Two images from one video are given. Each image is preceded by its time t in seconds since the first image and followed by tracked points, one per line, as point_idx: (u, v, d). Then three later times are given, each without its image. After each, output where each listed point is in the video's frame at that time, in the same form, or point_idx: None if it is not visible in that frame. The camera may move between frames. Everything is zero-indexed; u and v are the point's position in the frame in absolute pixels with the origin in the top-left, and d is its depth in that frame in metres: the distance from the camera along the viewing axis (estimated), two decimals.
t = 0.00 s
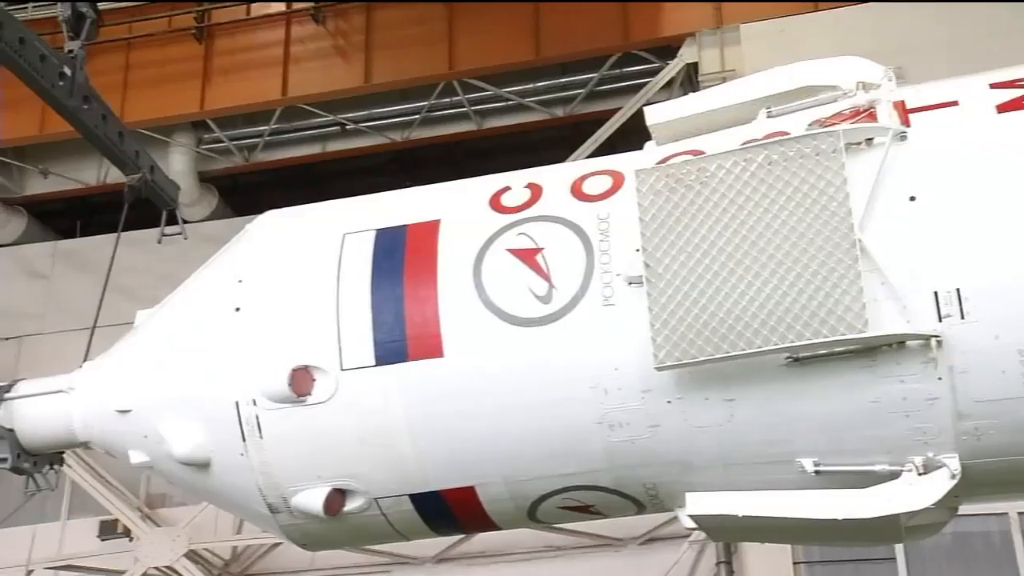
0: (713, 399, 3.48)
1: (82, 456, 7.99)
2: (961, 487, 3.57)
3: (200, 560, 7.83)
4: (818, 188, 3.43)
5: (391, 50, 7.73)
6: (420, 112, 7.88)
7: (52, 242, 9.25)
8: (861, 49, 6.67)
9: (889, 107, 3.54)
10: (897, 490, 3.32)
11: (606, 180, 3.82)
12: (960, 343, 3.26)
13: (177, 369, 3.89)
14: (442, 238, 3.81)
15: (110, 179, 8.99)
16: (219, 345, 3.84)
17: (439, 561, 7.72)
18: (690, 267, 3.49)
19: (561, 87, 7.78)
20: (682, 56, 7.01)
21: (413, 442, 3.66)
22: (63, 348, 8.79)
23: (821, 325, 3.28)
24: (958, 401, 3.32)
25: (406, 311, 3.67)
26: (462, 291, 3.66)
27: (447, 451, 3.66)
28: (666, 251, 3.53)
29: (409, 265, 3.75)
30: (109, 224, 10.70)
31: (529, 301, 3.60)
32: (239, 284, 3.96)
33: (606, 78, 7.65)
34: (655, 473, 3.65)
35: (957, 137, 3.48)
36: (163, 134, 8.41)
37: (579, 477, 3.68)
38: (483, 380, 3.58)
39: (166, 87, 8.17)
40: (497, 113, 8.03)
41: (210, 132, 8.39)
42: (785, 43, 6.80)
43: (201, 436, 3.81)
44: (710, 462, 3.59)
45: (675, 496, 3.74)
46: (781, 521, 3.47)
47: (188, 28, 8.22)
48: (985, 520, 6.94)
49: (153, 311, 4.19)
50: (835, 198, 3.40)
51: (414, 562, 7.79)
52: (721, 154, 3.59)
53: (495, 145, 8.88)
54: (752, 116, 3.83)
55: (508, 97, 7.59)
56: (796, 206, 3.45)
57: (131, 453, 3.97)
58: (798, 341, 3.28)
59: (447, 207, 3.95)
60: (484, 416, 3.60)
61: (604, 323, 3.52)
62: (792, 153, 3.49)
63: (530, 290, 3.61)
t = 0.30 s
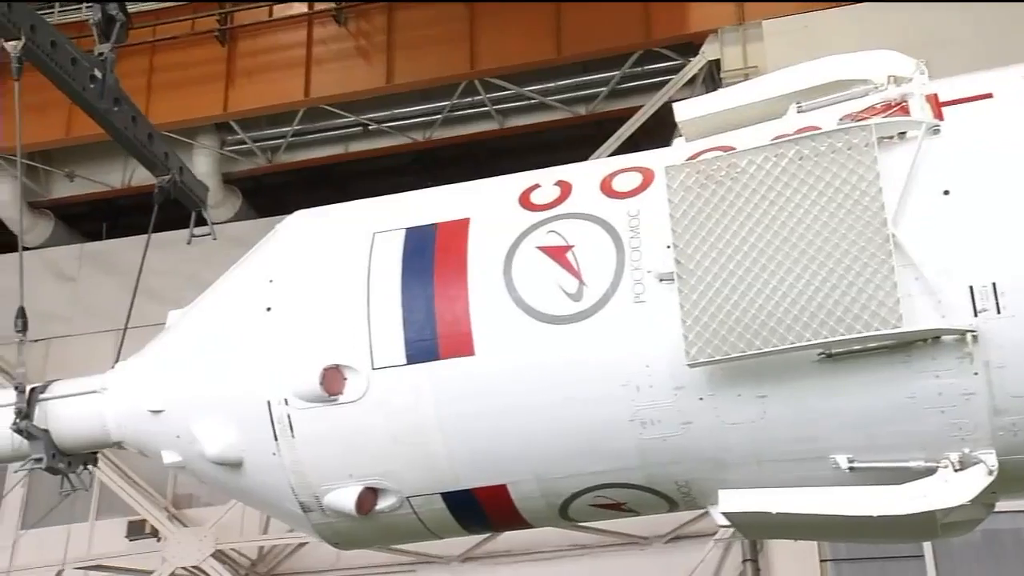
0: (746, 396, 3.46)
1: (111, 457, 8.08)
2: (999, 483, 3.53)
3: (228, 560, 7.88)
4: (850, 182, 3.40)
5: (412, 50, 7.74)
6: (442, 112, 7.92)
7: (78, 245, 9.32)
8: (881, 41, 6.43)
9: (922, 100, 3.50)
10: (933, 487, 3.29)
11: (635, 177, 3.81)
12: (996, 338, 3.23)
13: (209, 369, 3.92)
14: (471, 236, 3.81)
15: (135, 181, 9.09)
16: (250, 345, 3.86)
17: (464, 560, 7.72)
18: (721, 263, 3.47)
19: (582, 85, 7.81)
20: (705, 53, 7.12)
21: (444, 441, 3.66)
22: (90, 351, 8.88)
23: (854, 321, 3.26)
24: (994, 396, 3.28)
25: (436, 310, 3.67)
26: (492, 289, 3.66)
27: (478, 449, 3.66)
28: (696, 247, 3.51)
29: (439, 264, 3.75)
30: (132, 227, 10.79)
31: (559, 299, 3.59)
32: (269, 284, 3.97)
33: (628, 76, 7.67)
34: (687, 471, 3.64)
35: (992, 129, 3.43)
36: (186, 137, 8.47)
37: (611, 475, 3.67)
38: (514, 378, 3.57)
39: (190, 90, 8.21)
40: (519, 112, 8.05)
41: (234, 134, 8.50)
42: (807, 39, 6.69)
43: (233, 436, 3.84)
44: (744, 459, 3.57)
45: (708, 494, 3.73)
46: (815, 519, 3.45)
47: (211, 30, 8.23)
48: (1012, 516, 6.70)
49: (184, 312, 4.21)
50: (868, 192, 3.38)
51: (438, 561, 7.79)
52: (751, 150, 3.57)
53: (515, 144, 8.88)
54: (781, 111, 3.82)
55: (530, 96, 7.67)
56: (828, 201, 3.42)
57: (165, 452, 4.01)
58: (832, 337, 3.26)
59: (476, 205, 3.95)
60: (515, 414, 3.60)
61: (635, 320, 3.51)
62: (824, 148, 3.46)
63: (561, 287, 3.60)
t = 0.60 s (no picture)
0: (779, 392, 3.44)
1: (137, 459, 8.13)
2: None
3: (253, 560, 7.92)
4: (883, 176, 3.37)
5: (433, 50, 7.74)
6: (464, 112, 7.94)
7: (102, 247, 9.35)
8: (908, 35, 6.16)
9: (955, 94, 3.47)
10: (970, 483, 3.26)
11: (665, 173, 3.79)
12: None
13: (240, 369, 3.93)
14: (501, 234, 3.80)
15: (158, 184, 9.10)
16: (281, 345, 3.87)
17: (489, 560, 7.72)
18: (753, 259, 3.45)
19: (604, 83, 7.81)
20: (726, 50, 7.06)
21: (476, 439, 3.66)
22: (115, 353, 8.94)
23: (888, 316, 3.23)
24: None
25: (467, 308, 3.66)
26: (523, 287, 3.65)
27: (510, 447, 3.65)
28: (728, 244, 3.49)
29: (469, 263, 3.75)
30: (155, 228, 10.86)
31: (590, 296, 3.58)
32: (300, 284, 3.98)
33: (651, 73, 7.66)
34: (719, 468, 3.62)
35: None
36: (209, 139, 8.52)
37: (643, 472, 3.66)
38: (546, 376, 3.57)
39: (213, 92, 8.26)
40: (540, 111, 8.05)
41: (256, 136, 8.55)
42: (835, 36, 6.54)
43: (265, 436, 3.85)
44: (776, 456, 3.56)
45: (741, 491, 3.72)
46: (849, 515, 3.42)
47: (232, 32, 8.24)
48: None
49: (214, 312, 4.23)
50: (901, 187, 3.34)
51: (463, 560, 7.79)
52: (782, 144, 3.53)
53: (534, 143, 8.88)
54: (811, 107, 3.80)
55: (552, 94, 7.69)
56: (861, 195, 3.39)
57: (196, 452, 4.02)
58: (865, 332, 3.23)
59: (505, 203, 3.95)
60: (546, 412, 3.59)
61: (666, 317, 3.50)
62: (856, 142, 3.42)
63: (591, 284, 3.59)
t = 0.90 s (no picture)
0: (812, 389, 3.42)
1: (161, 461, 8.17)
2: None
3: (277, 560, 7.94)
4: (916, 171, 3.34)
5: (453, 50, 7.74)
6: (484, 112, 7.97)
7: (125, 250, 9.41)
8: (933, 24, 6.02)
9: (988, 87, 3.44)
10: (1007, 479, 3.22)
11: (695, 170, 3.78)
12: None
13: (269, 369, 3.94)
14: (531, 232, 3.80)
15: (181, 186, 9.13)
16: (311, 344, 3.88)
17: (512, 559, 7.72)
18: (785, 255, 3.43)
19: (623, 81, 7.82)
20: (745, 48, 7.02)
21: (507, 437, 3.66)
22: (137, 355, 8.99)
23: (923, 311, 3.20)
24: None
25: (497, 307, 3.66)
26: (553, 284, 3.65)
27: (541, 445, 3.65)
28: (759, 239, 3.47)
29: (499, 260, 3.75)
30: (176, 231, 10.92)
31: (621, 294, 3.57)
32: (329, 283, 3.99)
33: (670, 71, 7.66)
34: (752, 465, 3.61)
35: None
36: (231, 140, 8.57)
37: (675, 470, 3.66)
38: (577, 374, 3.56)
39: (233, 94, 8.28)
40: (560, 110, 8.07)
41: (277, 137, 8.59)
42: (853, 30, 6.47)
43: (295, 435, 3.86)
44: (809, 453, 3.54)
45: (773, 488, 3.70)
46: (883, 513, 3.40)
47: (253, 34, 8.30)
48: None
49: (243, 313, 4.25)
50: (934, 181, 3.31)
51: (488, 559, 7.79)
52: (814, 140, 3.52)
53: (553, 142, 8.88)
54: (841, 102, 3.79)
55: (571, 93, 7.70)
56: (894, 190, 3.36)
57: (227, 452, 4.04)
58: (900, 327, 3.20)
59: (534, 201, 3.95)
60: (577, 410, 3.59)
61: (697, 314, 3.49)
62: (888, 137, 3.40)
63: (622, 282, 3.59)
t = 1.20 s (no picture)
0: (846, 384, 3.40)
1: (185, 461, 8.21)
2: None
3: (301, 560, 7.96)
4: (951, 164, 3.32)
5: (472, 49, 7.75)
6: (504, 110, 7.99)
7: (147, 251, 9.46)
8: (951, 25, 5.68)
9: None
10: None
11: (726, 165, 3.77)
12: None
13: (299, 368, 3.95)
14: (562, 230, 3.80)
15: (203, 187, 9.15)
16: (341, 343, 3.89)
17: (535, 558, 7.72)
18: (818, 250, 3.41)
19: (643, 79, 7.82)
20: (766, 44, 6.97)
21: (539, 435, 3.65)
22: (158, 357, 9.03)
23: (959, 306, 3.17)
24: None
25: (528, 304, 3.66)
26: (585, 281, 3.64)
27: (574, 443, 3.65)
28: (791, 235, 3.45)
29: (530, 258, 3.74)
30: (195, 233, 10.96)
31: (653, 290, 3.56)
32: (360, 282, 4.00)
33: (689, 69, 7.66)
34: (785, 462, 3.60)
35: None
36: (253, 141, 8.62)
37: (708, 467, 3.64)
38: (610, 371, 3.55)
39: (254, 95, 8.31)
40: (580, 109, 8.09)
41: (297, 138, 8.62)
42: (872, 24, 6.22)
43: (327, 435, 3.87)
44: (843, 450, 3.53)
45: (807, 485, 3.69)
46: (918, 509, 3.38)
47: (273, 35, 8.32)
48: None
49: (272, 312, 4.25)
50: (969, 175, 3.29)
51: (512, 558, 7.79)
52: (846, 134, 3.49)
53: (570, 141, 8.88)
54: (872, 96, 3.78)
55: (591, 92, 7.72)
56: (928, 184, 3.34)
57: (259, 452, 4.06)
58: (936, 323, 3.18)
59: (563, 198, 3.94)
60: (609, 407, 3.58)
61: (730, 309, 3.47)
62: (922, 130, 3.37)
63: (654, 279, 3.58)
